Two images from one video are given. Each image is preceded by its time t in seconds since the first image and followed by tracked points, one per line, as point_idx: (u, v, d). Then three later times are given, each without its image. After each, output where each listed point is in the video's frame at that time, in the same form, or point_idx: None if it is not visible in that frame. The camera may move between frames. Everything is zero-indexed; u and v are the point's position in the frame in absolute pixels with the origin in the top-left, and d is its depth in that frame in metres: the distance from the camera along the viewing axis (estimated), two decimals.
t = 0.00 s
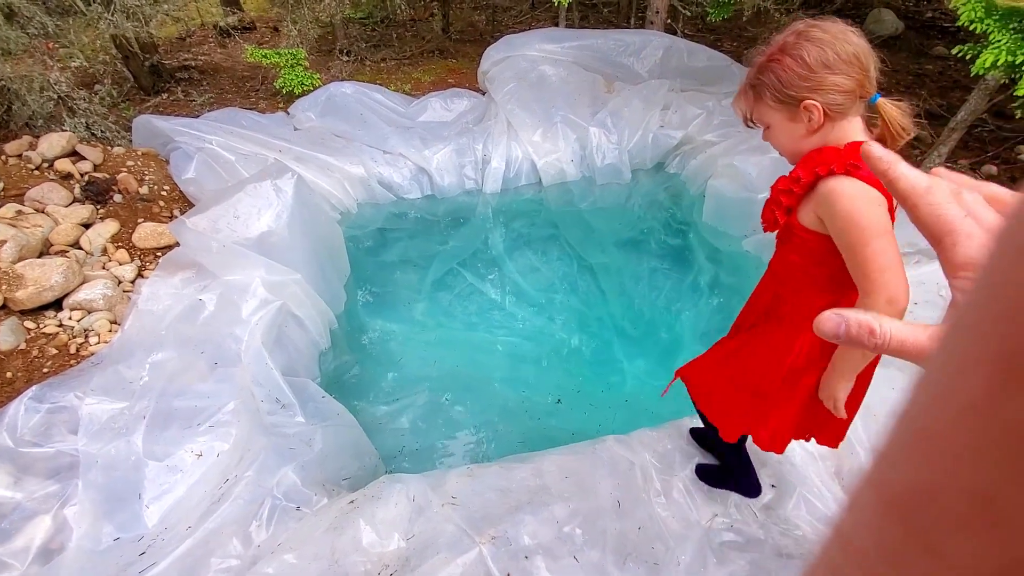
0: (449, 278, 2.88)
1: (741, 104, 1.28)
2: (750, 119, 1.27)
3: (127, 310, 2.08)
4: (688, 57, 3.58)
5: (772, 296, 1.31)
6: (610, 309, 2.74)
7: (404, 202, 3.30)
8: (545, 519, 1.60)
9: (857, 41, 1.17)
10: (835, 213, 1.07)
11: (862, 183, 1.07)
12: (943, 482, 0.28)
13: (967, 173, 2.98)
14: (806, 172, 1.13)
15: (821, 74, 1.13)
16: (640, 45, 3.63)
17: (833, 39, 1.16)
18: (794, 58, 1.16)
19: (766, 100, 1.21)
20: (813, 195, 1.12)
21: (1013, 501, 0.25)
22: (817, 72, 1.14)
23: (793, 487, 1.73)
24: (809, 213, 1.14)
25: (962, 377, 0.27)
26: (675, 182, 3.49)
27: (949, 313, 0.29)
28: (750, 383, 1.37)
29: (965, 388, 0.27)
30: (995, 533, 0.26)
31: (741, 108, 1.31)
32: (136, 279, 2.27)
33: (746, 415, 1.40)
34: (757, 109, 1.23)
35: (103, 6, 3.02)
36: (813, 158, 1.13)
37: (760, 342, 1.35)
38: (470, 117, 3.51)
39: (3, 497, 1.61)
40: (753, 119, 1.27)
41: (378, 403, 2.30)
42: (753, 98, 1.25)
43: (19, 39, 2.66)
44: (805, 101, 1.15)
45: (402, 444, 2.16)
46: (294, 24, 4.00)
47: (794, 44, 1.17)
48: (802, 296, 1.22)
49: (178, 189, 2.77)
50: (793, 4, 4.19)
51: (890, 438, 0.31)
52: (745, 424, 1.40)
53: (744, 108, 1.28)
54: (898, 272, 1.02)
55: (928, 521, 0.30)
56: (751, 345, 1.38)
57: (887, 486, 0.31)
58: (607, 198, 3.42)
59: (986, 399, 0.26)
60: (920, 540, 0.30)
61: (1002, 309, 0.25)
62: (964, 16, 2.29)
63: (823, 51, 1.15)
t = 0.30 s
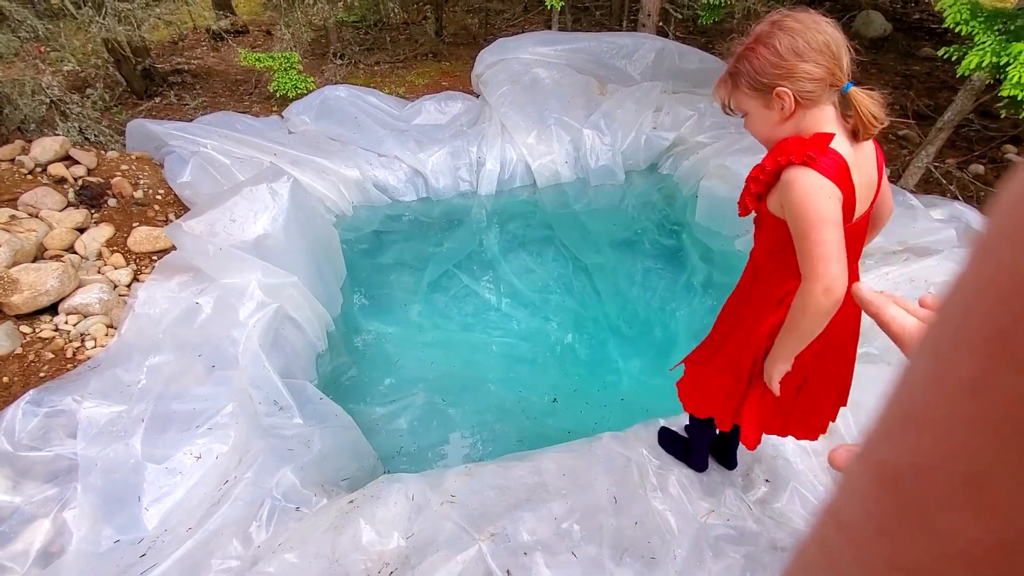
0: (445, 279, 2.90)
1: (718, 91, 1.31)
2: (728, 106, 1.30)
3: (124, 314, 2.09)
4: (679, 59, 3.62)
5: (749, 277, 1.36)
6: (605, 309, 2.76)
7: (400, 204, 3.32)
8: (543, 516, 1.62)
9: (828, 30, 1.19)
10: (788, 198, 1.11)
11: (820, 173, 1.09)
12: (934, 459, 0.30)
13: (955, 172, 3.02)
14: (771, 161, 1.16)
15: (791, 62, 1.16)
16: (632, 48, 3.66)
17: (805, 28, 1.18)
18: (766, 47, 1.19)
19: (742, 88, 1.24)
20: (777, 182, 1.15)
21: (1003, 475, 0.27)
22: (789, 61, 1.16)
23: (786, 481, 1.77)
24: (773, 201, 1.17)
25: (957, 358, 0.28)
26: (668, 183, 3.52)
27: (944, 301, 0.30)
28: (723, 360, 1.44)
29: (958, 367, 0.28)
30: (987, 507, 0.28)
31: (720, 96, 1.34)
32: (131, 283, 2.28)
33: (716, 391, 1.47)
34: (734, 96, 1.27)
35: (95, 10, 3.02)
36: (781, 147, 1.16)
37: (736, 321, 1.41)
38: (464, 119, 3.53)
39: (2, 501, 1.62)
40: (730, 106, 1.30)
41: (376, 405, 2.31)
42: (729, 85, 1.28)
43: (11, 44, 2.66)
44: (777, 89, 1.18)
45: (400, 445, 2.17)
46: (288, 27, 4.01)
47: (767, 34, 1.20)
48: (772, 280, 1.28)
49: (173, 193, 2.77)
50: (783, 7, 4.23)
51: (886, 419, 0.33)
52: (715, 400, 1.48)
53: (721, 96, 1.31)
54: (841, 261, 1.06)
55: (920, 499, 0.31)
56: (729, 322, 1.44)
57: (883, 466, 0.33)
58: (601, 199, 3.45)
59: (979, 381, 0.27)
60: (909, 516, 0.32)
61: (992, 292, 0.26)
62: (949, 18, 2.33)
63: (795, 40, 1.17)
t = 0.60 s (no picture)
0: (440, 280, 2.89)
1: (701, 78, 1.32)
2: (710, 92, 1.32)
3: (116, 316, 2.07)
4: (673, 60, 3.63)
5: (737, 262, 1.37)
6: (601, 309, 2.77)
7: (394, 205, 3.31)
8: (538, 515, 1.62)
9: (808, 15, 1.19)
10: (763, 182, 1.12)
11: (795, 160, 1.09)
12: (935, 464, 0.30)
13: (946, 171, 3.04)
14: (749, 146, 1.16)
15: (766, 47, 1.17)
16: (626, 48, 3.67)
17: (784, 14, 1.18)
18: (744, 32, 1.20)
19: (723, 73, 1.25)
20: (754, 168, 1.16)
21: (1002, 478, 0.27)
22: (765, 45, 1.17)
23: (781, 478, 1.77)
24: (750, 187, 1.18)
25: (957, 362, 0.28)
26: (662, 183, 3.53)
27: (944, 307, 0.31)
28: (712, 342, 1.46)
29: (960, 372, 0.28)
30: (986, 510, 0.28)
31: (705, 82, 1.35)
32: (124, 285, 2.26)
33: (700, 374, 1.49)
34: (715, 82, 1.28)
35: (87, 12, 3.01)
36: (759, 132, 1.16)
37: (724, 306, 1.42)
38: (458, 120, 3.53)
39: None
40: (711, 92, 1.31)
41: (371, 406, 2.30)
42: (712, 71, 1.29)
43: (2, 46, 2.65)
44: (753, 74, 1.19)
45: (395, 445, 2.17)
46: (282, 29, 4.01)
47: (745, 20, 1.21)
48: (754, 266, 1.30)
49: (166, 195, 2.75)
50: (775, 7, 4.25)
51: (891, 423, 0.33)
52: (699, 387, 1.49)
53: (703, 82, 1.33)
54: (809, 248, 1.08)
55: (921, 503, 0.31)
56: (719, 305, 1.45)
57: (884, 472, 0.33)
58: (595, 199, 3.45)
59: (981, 385, 0.27)
60: (910, 519, 0.32)
61: (994, 297, 0.26)
62: (938, 18, 2.36)
63: (771, 25, 1.17)
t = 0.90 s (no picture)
0: (435, 284, 2.90)
1: (704, 76, 1.34)
2: (712, 91, 1.33)
3: (110, 322, 2.07)
4: (665, 64, 3.65)
5: (730, 257, 1.39)
6: (596, 312, 2.77)
7: (389, 210, 3.32)
8: (532, 517, 1.62)
9: (809, 15, 1.20)
10: (764, 185, 1.13)
11: (797, 162, 1.10)
12: (932, 465, 0.29)
13: (936, 172, 3.07)
14: (750, 144, 1.17)
15: (766, 46, 1.18)
16: (619, 53, 3.70)
17: (784, 14, 1.20)
18: (745, 32, 1.21)
19: (725, 72, 1.27)
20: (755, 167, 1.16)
21: (1004, 478, 0.27)
22: (765, 45, 1.18)
23: (773, 478, 1.78)
24: (749, 186, 1.19)
25: (957, 363, 0.28)
26: (656, 186, 3.54)
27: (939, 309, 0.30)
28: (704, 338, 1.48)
29: (959, 373, 0.28)
30: (986, 513, 0.27)
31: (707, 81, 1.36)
32: (118, 291, 2.26)
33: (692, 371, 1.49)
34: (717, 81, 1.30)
35: (80, 19, 3.01)
36: (760, 132, 1.17)
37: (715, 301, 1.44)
38: (452, 125, 3.55)
39: None
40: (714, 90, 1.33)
41: (366, 410, 2.30)
42: (714, 70, 1.31)
43: None
44: (753, 73, 1.20)
45: (390, 449, 2.17)
46: (276, 36, 4.02)
47: (746, 20, 1.22)
48: (745, 262, 1.32)
49: (160, 201, 2.75)
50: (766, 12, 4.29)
51: (883, 425, 0.32)
52: (690, 385, 1.49)
53: (707, 81, 1.34)
54: (805, 251, 1.12)
55: (917, 506, 0.30)
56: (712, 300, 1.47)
57: (877, 474, 0.32)
58: (589, 202, 3.47)
59: (982, 388, 0.27)
60: (906, 522, 0.31)
61: (997, 296, 0.26)
62: (925, 21, 2.39)
63: (772, 25, 1.19)
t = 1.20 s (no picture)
0: (431, 289, 2.91)
1: (699, 78, 1.35)
2: (707, 92, 1.34)
3: (106, 329, 2.07)
4: (659, 70, 3.68)
5: (717, 255, 1.39)
6: (593, 317, 2.79)
7: (385, 216, 3.33)
8: (528, 520, 1.63)
9: (803, 21, 1.21)
10: (749, 193, 1.14)
11: (782, 171, 1.11)
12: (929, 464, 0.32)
13: (928, 176, 3.09)
14: (739, 149, 1.18)
15: (759, 49, 1.19)
16: (614, 59, 3.72)
17: (779, 18, 1.21)
18: (740, 33, 1.22)
19: (719, 73, 1.28)
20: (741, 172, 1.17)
21: (994, 475, 0.29)
22: (758, 48, 1.19)
23: (769, 481, 1.79)
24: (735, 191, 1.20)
25: (945, 368, 0.31)
26: (651, 191, 3.56)
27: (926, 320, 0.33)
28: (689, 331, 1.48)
29: (947, 378, 0.31)
30: (980, 509, 0.30)
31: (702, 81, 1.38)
32: (114, 298, 2.26)
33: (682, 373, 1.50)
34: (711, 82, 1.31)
35: (76, 27, 3.02)
36: (749, 139, 1.17)
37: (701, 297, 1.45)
38: (448, 131, 3.56)
39: None
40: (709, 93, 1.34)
41: (363, 416, 2.30)
42: (708, 71, 1.32)
43: None
44: (745, 76, 1.22)
45: (387, 455, 2.17)
46: (272, 43, 4.04)
47: (742, 22, 1.23)
48: (731, 260, 1.32)
49: (156, 208, 2.75)
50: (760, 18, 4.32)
51: (878, 428, 0.35)
52: (680, 384, 1.49)
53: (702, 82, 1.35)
54: (782, 261, 1.13)
55: (916, 503, 0.33)
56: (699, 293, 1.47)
57: (878, 474, 0.35)
58: (585, 208, 3.48)
59: (973, 390, 0.30)
60: (907, 520, 0.34)
61: (979, 304, 0.29)
62: (914, 28, 2.41)
63: (766, 28, 1.20)
